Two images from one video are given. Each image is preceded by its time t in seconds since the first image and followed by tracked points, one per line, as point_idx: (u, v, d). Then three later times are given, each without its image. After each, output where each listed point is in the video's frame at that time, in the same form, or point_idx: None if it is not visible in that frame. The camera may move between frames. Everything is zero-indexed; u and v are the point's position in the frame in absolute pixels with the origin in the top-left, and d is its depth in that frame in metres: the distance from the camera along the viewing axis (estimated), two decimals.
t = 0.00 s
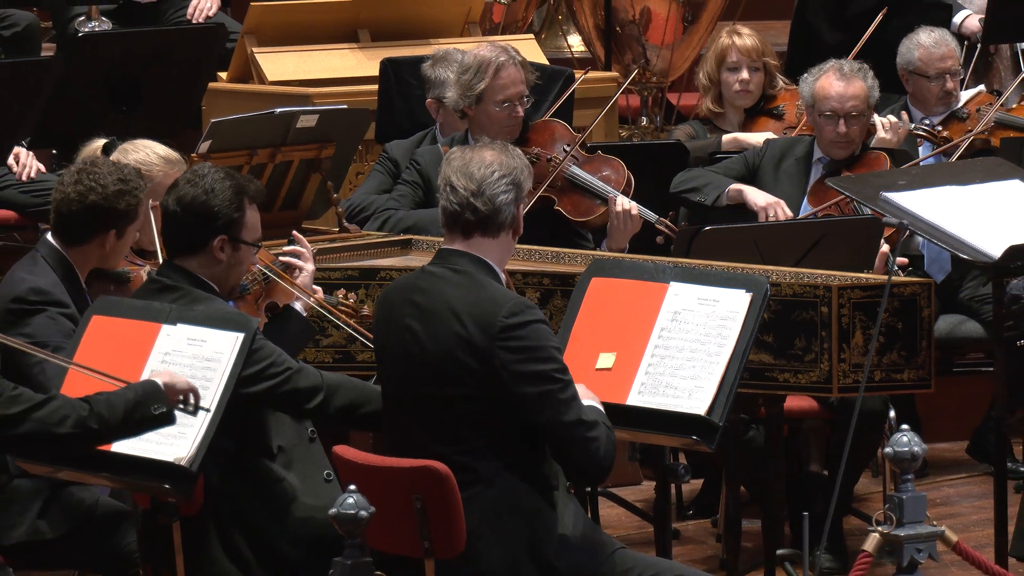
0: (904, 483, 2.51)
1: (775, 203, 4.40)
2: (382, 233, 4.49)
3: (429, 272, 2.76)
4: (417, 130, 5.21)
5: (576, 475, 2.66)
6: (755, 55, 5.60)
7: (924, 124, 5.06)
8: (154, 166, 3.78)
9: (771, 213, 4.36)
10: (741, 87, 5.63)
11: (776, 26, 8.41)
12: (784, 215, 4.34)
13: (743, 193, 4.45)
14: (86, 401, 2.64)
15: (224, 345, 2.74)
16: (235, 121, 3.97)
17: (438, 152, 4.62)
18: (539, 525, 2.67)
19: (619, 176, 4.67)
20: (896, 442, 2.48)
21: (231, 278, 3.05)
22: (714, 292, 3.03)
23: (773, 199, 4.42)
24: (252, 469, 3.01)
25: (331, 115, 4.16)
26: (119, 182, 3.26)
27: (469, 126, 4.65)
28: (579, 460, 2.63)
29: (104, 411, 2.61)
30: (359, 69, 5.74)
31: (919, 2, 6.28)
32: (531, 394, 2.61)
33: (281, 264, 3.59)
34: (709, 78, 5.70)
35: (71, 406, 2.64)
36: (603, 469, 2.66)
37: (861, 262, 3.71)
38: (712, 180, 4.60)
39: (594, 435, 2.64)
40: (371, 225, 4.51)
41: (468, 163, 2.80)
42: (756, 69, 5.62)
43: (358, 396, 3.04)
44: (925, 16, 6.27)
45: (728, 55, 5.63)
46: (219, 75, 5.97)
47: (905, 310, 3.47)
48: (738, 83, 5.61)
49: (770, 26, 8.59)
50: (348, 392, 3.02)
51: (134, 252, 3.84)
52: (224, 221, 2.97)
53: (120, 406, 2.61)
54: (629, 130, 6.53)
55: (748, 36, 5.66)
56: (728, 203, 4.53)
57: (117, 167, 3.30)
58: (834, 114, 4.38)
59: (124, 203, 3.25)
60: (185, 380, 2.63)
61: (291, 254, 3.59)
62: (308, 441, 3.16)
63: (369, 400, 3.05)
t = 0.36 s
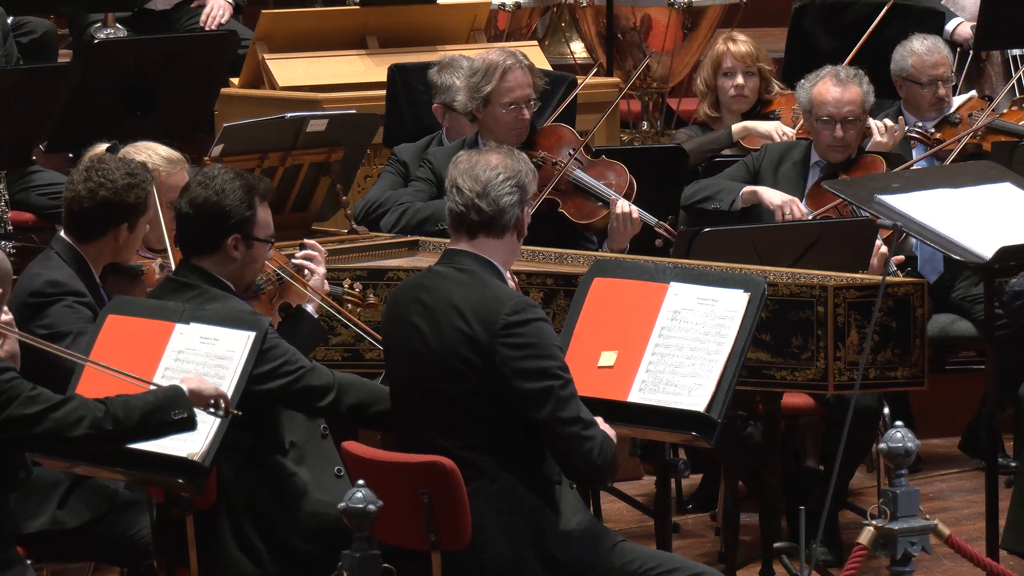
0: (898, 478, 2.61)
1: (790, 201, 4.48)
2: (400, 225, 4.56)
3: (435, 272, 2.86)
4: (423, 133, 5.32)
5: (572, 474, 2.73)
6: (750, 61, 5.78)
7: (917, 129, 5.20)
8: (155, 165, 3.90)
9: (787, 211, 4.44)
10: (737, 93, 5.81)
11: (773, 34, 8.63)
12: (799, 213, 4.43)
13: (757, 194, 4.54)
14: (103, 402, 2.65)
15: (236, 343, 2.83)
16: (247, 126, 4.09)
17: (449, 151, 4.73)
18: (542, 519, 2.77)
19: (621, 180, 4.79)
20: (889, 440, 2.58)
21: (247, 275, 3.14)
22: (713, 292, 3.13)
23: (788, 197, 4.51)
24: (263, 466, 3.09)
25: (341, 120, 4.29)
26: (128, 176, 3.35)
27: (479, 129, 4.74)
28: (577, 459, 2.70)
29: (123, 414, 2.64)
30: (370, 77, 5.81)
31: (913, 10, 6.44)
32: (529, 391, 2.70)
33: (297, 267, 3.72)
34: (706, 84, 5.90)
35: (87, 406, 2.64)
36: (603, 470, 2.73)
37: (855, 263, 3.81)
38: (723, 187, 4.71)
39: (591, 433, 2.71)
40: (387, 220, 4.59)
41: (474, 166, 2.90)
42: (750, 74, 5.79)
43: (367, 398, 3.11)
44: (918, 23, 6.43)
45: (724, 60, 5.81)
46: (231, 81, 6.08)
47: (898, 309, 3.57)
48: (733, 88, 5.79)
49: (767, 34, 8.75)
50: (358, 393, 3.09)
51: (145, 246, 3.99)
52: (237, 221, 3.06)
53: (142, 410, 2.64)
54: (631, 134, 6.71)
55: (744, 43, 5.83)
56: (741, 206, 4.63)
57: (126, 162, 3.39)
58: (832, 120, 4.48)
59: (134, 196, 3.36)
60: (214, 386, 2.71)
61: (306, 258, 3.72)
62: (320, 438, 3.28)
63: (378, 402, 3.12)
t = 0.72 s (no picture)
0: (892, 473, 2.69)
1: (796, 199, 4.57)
2: (417, 220, 4.67)
3: (440, 272, 2.96)
4: (429, 137, 5.42)
5: (572, 471, 2.82)
6: (746, 67, 5.90)
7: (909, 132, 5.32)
8: (157, 165, 4.11)
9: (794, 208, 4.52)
10: (732, 98, 5.93)
11: (770, 40, 8.75)
12: (806, 209, 4.52)
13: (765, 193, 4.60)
14: (115, 407, 2.71)
15: (247, 342, 2.92)
16: (256, 131, 4.21)
17: (460, 151, 4.83)
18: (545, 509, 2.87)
19: (625, 184, 4.89)
20: (883, 435, 2.67)
21: (262, 272, 3.23)
22: (712, 291, 3.22)
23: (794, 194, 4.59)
24: (274, 462, 3.19)
25: (349, 124, 4.39)
26: (124, 173, 3.51)
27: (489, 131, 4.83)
28: (576, 457, 2.79)
29: (136, 419, 2.70)
30: (377, 80, 5.95)
31: (907, 18, 6.51)
32: (530, 387, 2.80)
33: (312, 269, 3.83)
34: (704, 89, 6.04)
35: (100, 411, 2.70)
36: (604, 467, 2.82)
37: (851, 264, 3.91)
38: (730, 190, 4.76)
39: (589, 430, 2.80)
40: (404, 216, 4.70)
41: (477, 169, 3.00)
42: (746, 80, 5.91)
43: (372, 408, 3.24)
44: (913, 32, 6.52)
45: (720, 66, 5.93)
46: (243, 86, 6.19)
47: (893, 309, 3.66)
48: (729, 93, 5.92)
49: (765, 40, 8.88)
50: (365, 402, 3.21)
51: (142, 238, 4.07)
52: (246, 222, 3.16)
53: (155, 416, 2.70)
54: (631, 138, 6.83)
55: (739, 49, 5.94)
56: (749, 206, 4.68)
57: (120, 160, 3.55)
58: (828, 125, 4.60)
59: (132, 192, 3.51)
60: (235, 396, 2.78)
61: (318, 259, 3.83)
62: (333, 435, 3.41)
63: (382, 414, 3.26)
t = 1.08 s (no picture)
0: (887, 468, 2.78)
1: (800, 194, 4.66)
2: (433, 216, 4.80)
3: (444, 273, 3.07)
4: (435, 140, 5.53)
5: (574, 467, 2.91)
6: (744, 73, 6.00)
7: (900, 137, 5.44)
8: (162, 168, 4.23)
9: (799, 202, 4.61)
10: (728, 103, 6.04)
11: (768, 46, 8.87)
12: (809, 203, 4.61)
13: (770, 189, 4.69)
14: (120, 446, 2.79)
15: (259, 340, 2.98)
16: (271, 135, 4.30)
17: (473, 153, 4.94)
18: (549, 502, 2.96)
19: (629, 190, 4.99)
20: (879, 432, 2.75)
21: (278, 277, 3.36)
22: (712, 291, 3.32)
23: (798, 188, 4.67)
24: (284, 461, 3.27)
25: (357, 128, 4.50)
26: (123, 178, 3.60)
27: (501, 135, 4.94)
28: (576, 454, 2.89)
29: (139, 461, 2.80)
30: (383, 86, 6.04)
31: (902, 24, 6.65)
32: (532, 384, 2.89)
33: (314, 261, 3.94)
34: (702, 94, 6.16)
35: (105, 446, 2.77)
36: (606, 466, 2.91)
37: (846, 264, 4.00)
38: (734, 189, 4.86)
39: (587, 427, 2.89)
40: (421, 212, 4.82)
41: (481, 172, 3.10)
42: (744, 85, 6.01)
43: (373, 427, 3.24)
44: (908, 37, 6.66)
45: (718, 72, 6.04)
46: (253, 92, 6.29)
47: (888, 308, 3.76)
48: (725, 98, 6.03)
49: (762, 46, 9.01)
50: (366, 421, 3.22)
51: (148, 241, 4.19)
52: (271, 227, 3.27)
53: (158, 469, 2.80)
54: (632, 142, 6.94)
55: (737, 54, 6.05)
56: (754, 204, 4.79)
57: (120, 165, 3.64)
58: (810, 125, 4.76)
59: (130, 197, 3.59)
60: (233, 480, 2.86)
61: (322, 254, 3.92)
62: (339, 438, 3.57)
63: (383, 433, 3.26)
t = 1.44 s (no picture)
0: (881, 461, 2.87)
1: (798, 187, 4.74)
2: (449, 213, 4.87)
3: (452, 273, 3.18)
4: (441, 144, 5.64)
5: (575, 463, 3.01)
6: (742, 79, 6.10)
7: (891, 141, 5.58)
8: (163, 170, 4.32)
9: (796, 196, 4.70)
10: (726, 108, 6.15)
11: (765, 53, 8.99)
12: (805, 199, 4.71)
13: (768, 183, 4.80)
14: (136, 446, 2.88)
15: (270, 338, 3.08)
16: (281, 140, 4.40)
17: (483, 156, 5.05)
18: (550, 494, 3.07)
19: (635, 196, 5.09)
20: (874, 427, 2.83)
21: (282, 275, 3.47)
22: (711, 291, 3.42)
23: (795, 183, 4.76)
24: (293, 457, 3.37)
25: (365, 132, 4.61)
26: (135, 185, 3.72)
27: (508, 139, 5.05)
28: (578, 450, 2.98)
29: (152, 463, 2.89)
30: (391, 91, 6.15)
31: (896, 31, 6.77)
32: (533, 382, 2.99)
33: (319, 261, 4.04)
34: (701, 98, 6.28)
35: (121, 446, 2.86)
36: (606, 462, 3.01)
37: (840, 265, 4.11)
38: (733, 188, 5.03)
39: (589, 424, 2.99)
40: (437, 210, 4.91)
41: (489, 176, 3.20)
42: (741, 91, 6.12)
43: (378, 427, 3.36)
44: (902, 43, 6.77)
45: (717, 77, 6.15)
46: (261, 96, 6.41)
47: (881, 308, 3.86)
48: (723, 102, 6.14)
49: (760, 52, 9.12)
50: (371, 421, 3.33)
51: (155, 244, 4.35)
52: (280, 227, 3.38)
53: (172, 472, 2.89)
54: (632, 146, 7.06)
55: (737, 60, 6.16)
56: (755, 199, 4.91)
57: (132, 172, 3.76)
58: (802, 132, 4.85)
59: (141, 204, 3.72)
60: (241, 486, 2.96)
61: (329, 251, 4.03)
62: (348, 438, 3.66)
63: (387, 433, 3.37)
